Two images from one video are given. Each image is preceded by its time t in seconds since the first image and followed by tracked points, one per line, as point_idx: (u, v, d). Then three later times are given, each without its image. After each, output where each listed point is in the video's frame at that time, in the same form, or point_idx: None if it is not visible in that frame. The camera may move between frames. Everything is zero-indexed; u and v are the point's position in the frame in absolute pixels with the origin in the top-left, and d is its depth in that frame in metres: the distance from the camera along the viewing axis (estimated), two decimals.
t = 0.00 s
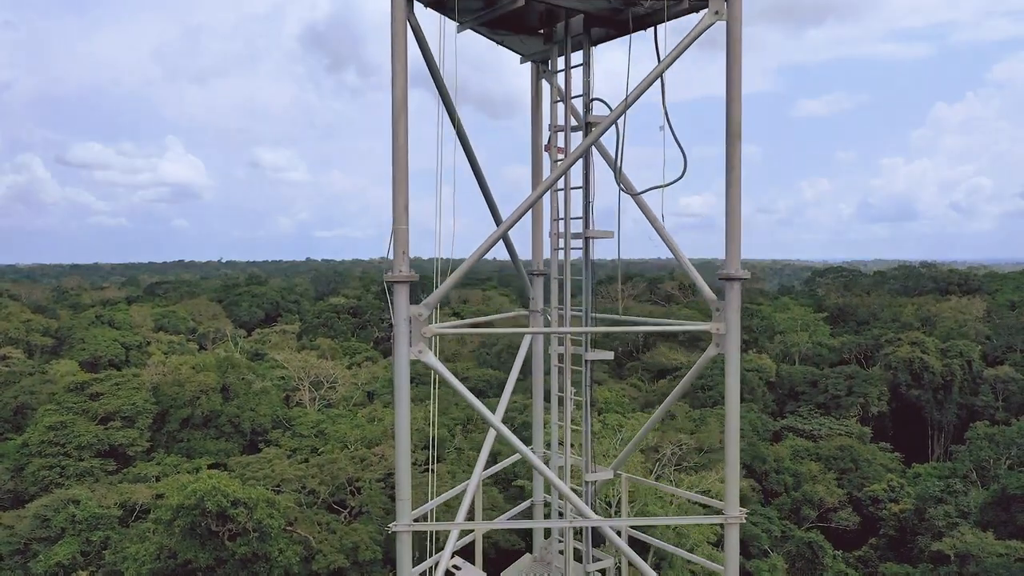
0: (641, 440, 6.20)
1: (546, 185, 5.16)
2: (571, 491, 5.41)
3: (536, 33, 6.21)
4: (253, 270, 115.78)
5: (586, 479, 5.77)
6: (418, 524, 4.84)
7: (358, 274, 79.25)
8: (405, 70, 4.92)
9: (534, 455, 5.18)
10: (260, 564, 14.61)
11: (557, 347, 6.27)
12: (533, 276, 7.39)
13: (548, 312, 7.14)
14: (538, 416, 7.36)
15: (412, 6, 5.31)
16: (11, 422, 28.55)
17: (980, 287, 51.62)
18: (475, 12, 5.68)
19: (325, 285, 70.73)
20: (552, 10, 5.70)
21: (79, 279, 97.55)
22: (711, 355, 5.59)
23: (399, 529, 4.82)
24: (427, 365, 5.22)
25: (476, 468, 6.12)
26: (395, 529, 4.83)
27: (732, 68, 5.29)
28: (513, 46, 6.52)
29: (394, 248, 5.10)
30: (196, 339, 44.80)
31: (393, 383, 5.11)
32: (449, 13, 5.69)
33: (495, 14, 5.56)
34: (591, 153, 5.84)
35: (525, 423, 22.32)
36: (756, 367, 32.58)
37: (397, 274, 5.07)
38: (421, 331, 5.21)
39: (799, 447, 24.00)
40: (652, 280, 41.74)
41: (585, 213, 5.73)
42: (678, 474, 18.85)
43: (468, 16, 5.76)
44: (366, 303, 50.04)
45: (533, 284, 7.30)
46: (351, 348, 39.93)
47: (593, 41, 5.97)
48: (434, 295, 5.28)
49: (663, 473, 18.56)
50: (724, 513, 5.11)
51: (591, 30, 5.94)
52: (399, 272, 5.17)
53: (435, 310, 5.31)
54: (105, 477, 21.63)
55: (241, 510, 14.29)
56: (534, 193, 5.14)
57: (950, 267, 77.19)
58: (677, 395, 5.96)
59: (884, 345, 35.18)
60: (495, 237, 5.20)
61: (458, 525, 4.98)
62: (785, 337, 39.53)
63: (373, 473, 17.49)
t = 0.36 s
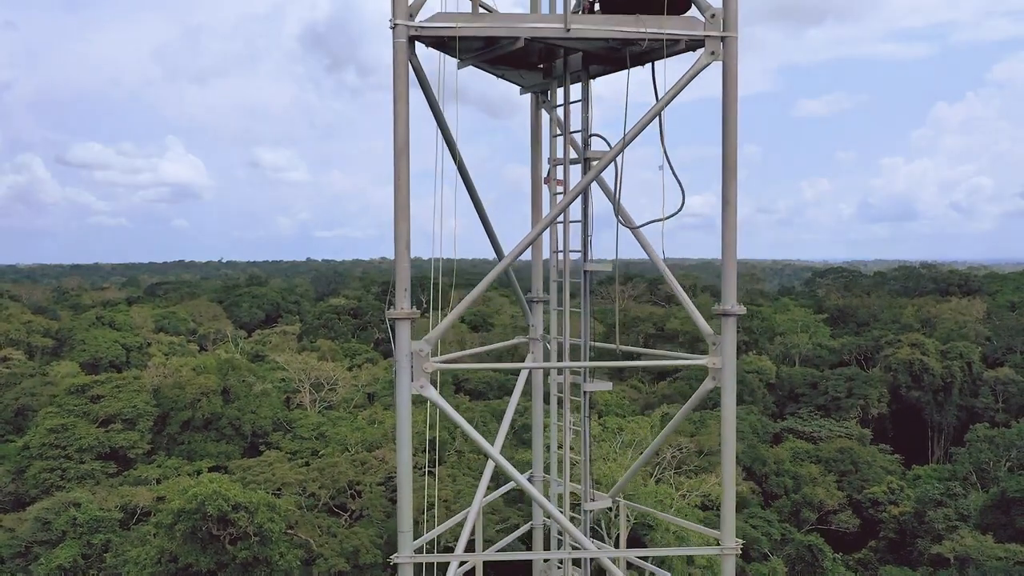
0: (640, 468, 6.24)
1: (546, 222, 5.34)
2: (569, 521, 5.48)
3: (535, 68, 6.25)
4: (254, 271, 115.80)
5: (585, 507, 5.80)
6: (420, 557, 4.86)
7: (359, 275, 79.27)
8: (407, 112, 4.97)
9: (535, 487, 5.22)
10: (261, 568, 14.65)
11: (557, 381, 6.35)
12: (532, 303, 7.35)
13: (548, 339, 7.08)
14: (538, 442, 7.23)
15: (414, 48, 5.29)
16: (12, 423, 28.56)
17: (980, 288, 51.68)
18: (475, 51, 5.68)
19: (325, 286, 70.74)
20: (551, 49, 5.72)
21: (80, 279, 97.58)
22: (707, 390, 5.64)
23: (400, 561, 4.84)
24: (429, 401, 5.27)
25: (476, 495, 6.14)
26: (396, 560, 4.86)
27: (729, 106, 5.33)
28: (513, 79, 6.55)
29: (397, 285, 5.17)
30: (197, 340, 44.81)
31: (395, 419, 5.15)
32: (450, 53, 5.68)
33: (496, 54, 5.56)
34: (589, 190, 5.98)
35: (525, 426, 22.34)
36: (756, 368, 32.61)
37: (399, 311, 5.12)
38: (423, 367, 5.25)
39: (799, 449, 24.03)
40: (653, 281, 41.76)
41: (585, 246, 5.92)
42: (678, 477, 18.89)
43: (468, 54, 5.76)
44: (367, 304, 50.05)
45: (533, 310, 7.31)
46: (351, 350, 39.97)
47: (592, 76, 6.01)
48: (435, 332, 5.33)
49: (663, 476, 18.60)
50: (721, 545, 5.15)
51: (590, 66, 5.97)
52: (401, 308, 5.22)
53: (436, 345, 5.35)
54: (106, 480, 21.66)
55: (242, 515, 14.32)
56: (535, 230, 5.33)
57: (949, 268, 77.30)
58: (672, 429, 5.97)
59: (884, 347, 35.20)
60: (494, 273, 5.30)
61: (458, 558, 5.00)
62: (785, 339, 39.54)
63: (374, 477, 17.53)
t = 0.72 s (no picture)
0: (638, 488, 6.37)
1: (544, 251, 5.42)
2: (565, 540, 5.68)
3: (534, 95, 6.32)
4: (253, 271, 115.77)
5: (582, 528, 5.91)
6: None
7: (359, 275, 79.30)
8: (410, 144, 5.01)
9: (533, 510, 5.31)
10: (262, 571, 14.70)
11: (554, 402, 6.46)
12: (531, 322, 7.43)
13: (547, 359, 7.13)
14: (537, 459, 7.23)
15: (415, 81, 5.32)
16: (13, 424, 28.55)
17: (980, 288, 51.70)
18: (475, 81, 5.72)
19: (326, 286, 70.71)
20: (550, 79, 5.77)
21: (81, 279, 97.51)
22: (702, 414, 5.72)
23: None
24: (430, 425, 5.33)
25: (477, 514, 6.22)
26: None
27: (725, 137, 5.35)
28: (511, 106, 6.63)
29: (399, 313, 5.23)
30: (197, 341, 44.80)
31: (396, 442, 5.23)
32: (451, 83, 5.72)
33: (496, 85, 5.60)
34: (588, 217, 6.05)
35: (524, 428, 22.37)
36: (756, 370, 32.64)
37: (400, 337, 5.19)
38: (425, 392, 5.31)
39: (799, 451, 24.07)
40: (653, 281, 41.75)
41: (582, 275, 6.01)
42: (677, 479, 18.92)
43: (469, 84, 5.80)
44: (367, 305, 50.08)
45: (532, 329, 7.42)
46: (352, 351, 40.01)
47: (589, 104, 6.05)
48: (437, 356, 5.38)
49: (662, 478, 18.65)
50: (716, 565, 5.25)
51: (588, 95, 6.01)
52: (402, 335, 5.27)
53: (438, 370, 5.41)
54: (106, 482, 21.70)
55: (243, 517, 14.37)
56: (535, 258, 5.42)
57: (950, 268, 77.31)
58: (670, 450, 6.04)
59: (884, 348, 35.22)
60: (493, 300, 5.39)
61: None
62: (785, 340, 39.54)
63: (374, 479, 17.61)
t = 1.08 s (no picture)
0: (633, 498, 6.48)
1: (542, 267, 5.48)
2: (563, 549, 5.76)
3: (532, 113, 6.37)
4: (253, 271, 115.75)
5: (580, 536, 5.98)
6: None
7: (359, 275, 79.34)
8: (411, 167, 5.07)
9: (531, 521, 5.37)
10: (262, 572, 14.76)
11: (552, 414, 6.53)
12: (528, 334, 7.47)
13: (547, 369, 7.16)
14: (535, 468, 7.28)
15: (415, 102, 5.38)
16: (13, 425, 28.57)
17: (980, 288, 51.72)
18: (474, 101, 5.78)
19: (325, 287, 70.70)
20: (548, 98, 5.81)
21: (80, 279, 97.46)
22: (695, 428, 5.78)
23: None
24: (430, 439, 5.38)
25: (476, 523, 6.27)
26: None
27: (719, 156, 5.39)
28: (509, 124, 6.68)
29: (399, 329, 5.28)
30: (196, 342, 44.85)
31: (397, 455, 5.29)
32: (450, 104, 5.78)
33: (495, 105, 5.66)
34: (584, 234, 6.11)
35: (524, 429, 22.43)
36: (756, 370, 32.69)
37: (402, 353, 5.24)
38: (425, 406, 5.36)
39: (798, 452, 24.11)
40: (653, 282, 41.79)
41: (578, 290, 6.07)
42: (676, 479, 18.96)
43: (468, 104, 5.86)
44: (367, 306, 50.11)
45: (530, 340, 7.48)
46: (352, 351, 40.05)
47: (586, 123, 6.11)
48: (437, 371, 5.43)
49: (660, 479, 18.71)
50: None
51: (585, 114, 6.06)
52: (402, 350, 5.32)
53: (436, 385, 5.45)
54: (107, 483, 21.76)
55: (243, 519, 14.43)
56: (534, 274, 5.47)
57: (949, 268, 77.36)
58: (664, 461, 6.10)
59: (883, 349, 35.24)
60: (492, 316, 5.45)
61: None
62: (784, 340, 39.56)
63: (374, 480, 17.67)
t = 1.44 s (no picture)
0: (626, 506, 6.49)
1: (540, 282, 5.54)
2: (560, 558, 5.82)
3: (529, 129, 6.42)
4: (252, 271, 115.75)
5: (577, 545, 6.01)
6: None
7: (358, 275, 79.41)
8: (410, 187, 5.13)
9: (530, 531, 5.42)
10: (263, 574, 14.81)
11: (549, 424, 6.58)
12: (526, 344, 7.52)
13: (544, 380, 7.22)
14: (533, 476, 7.33)
15: (416, 121, 5.42)
16: (13, 426, 28.60)
17: (979, 289, 51.74)
18: (473, 120, 5.82)
19: (325, 287, 70.72)
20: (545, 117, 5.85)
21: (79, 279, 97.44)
22: (688, 439, 5.84)
23: None
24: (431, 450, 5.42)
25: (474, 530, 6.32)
26: None
27: (710, 174, 5.44)
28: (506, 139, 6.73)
29: (400, 342, 5.34)
30: (196, 342, 44.89)
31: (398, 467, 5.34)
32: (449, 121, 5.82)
33: (493, 124, 5.71)
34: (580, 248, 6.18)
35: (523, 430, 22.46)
36: (756, 371, 32.71)
37: (402, 367, 5.29)
38: (425, 418, 5.40)
39: (797, 453, 24.17)
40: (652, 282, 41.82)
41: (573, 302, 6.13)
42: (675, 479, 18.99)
43: (467, 122, 5.91)
44: (366, 306, 50.15)
45: (527, 350, 7.54)
46: (351, 351, 40.08)
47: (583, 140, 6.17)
48: (438, 383, 5.47)
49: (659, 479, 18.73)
50: None
51: (581, 132, 6.10)
52: (404, 363, 5.38)
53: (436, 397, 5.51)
54: (108, 484, 21.80)
55: (244, 520, 14.49)
56: (532, 288, 5.52)
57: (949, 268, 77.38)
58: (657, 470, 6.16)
59: (882, 350, 35.29)
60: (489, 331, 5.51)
61: None
62: (784, 341, 39.59)
63: (374, 481, 17.73)
